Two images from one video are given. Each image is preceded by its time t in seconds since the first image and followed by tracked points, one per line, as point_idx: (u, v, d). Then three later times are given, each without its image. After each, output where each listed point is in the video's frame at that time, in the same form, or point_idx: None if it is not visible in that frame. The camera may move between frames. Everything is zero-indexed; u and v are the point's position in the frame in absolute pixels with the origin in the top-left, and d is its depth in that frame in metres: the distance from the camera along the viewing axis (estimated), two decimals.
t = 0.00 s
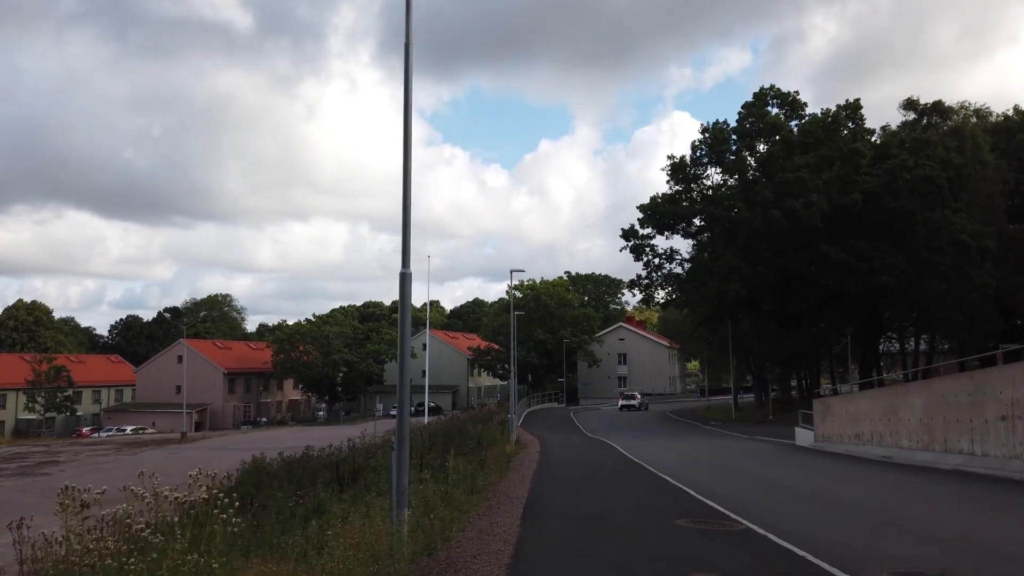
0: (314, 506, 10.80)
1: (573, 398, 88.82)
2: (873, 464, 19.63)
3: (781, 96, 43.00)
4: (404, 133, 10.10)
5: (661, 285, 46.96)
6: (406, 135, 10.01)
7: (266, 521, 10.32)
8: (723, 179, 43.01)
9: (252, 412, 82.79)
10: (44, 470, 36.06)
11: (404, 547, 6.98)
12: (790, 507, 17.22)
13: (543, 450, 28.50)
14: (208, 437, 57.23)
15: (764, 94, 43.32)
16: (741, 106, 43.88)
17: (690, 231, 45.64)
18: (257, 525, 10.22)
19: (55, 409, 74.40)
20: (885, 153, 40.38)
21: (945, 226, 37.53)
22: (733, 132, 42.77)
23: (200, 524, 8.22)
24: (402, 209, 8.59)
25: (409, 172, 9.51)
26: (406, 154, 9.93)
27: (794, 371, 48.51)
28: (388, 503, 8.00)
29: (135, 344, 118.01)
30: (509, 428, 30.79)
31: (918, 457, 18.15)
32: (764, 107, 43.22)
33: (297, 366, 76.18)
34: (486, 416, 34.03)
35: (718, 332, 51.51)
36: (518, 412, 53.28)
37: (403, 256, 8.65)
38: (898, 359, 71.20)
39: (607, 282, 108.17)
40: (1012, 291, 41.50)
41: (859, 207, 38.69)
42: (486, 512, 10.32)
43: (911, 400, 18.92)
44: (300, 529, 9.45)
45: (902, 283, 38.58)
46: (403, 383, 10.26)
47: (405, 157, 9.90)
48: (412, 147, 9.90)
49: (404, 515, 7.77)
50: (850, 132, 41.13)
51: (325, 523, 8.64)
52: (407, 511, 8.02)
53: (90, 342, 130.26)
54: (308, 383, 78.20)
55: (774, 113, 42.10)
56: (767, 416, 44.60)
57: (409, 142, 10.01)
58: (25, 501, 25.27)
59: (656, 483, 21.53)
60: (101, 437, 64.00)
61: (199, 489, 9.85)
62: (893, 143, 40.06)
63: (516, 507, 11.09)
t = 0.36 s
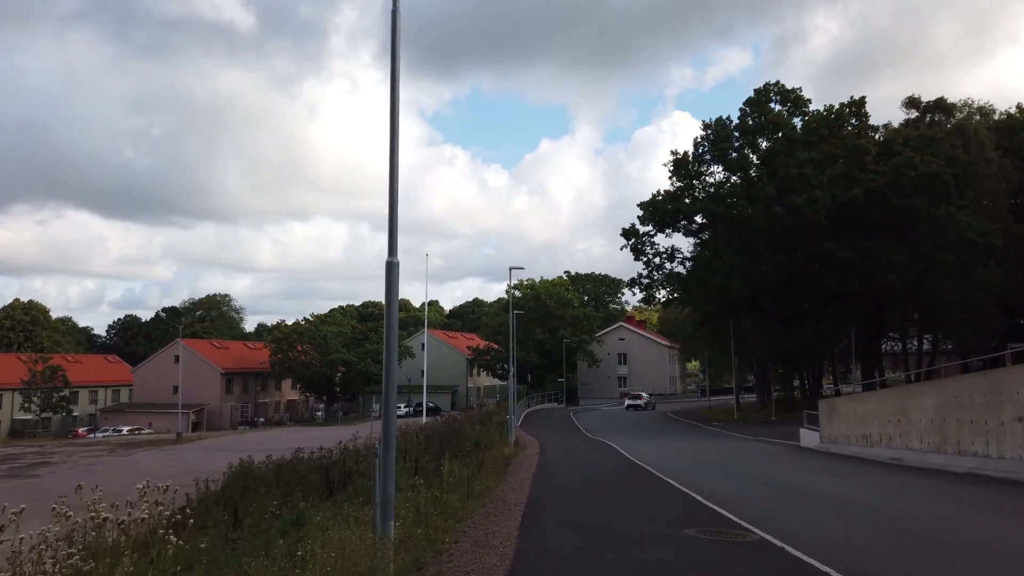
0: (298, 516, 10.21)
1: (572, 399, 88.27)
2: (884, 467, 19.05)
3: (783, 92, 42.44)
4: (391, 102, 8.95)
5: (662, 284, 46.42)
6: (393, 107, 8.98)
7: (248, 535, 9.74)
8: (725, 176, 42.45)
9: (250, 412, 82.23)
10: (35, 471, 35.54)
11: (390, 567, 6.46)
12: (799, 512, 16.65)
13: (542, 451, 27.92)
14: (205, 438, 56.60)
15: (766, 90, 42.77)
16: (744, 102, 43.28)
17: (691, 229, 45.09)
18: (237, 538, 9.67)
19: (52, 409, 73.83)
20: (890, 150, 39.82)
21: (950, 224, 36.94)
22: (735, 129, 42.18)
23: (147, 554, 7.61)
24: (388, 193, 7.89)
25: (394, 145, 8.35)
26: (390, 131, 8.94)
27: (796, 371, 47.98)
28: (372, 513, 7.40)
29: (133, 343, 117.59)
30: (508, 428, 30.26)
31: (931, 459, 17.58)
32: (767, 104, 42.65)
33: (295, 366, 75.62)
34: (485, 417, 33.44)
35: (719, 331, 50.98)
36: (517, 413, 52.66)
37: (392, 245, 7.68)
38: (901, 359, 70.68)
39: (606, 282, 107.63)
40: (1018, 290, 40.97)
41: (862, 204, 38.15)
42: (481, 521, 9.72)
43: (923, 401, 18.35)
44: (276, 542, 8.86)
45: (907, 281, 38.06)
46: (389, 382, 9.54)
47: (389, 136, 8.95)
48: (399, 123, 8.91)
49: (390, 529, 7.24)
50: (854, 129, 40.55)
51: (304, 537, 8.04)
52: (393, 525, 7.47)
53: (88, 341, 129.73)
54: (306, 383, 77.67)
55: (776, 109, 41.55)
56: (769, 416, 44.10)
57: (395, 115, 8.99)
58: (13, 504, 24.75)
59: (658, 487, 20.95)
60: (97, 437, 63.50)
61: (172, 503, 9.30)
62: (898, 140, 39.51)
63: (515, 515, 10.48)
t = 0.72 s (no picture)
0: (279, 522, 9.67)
1: (570, 400, 87.70)
2: (891, 470, 18.53)
3: (784, 89, 41.93)
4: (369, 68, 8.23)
5: (661, 284, 45.92)
6: (370, 73, 8.14)
7: (217, 542, 9.15)
8: (725, 174, 41.93)
9: (245, 414, 81.57)
10: (23, 475, 34.88)
11: None
12: (805, 516, 16.08)
13: (539, 454, 27.33)
14: (198, 440, 55.83)
15: (767, 87, 42.26)
16: (744, 100, 42.76)
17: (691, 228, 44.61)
18: (212, 539, 9.15)
19: (45, 411, 73.09)
20: (891, 147, 39.42)
21: (952, 222, 36.46)
22: (735, 126, 41.67)
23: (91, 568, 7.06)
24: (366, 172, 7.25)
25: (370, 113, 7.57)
26: (367, 101, 8.13)
27: (797, 372, 47.48)
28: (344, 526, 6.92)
29: (128, 345, 116.85)
30: (505, 429, 29.71)
31: (940, 462, 17.05)
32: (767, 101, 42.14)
33: (291, 368, 74.99)
34: (481, 419, 32.85)
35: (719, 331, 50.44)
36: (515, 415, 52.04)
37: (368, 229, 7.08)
38: (901, 361, 70.21)
39: (604, 283, 107.07)
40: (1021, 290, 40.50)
41: (863, 201, 37.61)
42: (471, 529, 9.18)
43: (931, 402, 17.82)
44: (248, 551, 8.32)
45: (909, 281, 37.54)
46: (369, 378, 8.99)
47: (366, 107, 8.15)
48: (376, 92, 8.08)
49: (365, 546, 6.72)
50: (855, 126, 40.05)
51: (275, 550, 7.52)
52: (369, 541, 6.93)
53: (83, 344, 128.95)
54: (302, 385, 77.04)
55: (777, 107, 41.06)
56: (769, 418, 43.59)
57: (372, 84, 8.15)
58: None
59: (660, 492, 20.38)
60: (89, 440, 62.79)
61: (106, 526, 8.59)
62: (900, 137, 39.08)
63: (508, 523, 9.94)
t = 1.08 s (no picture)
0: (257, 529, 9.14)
1: (568, 400, 87.16)
2: (899, 472, 17.98)
3: (786, 85, 41.39)
4: (342, 32, 7.58)
5: (660, 283, 45.44)
6: (344, 41, 7.42)
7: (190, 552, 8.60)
8: (726, 171, 41.39)
9: (241, 415, 80.92)
10: (12, 476, 34.28)
11: None
12: (812, 520, 15.52)
13: (537, 455, 26.81)
14: (192, 441, 55.19)
15: (768, 83, 41.74)
16: (744, 96, 42.21)
17: (691, 226, 44.12)
18: (183, 548, 8.58)
19: (39, 411, 72.37)
20: (893, 144, 38.68)
21: (956, 219, 35.97)
22: (736, 122, 41.13)
23: None
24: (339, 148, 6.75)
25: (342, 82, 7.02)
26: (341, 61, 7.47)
27: (797, 372, 46.97)
28: (314, 543, 6.45)
29: (124, 346, 116.20)
30: (501, 428, 29.23)
31: (950, 463, 16.52)
32: (769, 96, 41.58)
33: (287, 367, 74.34)
34: (479, 419, 32.29)
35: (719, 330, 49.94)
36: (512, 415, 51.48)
37: (342, 207, 6.53)
38: (901, 360, 69.72)
39: (602, 283, 106.52)
40: None
41: (866, 198, 37.05)
42: (463, 536, 8.67)
43: (941, 401, 17.29)
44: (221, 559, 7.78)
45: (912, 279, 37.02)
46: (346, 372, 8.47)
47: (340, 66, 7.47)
48: (350, 52, 7.43)
49: (339, 560, 6.22)
50: (857, 122, 39.52)
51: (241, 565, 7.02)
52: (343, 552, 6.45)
53: (79, 343, 128.30)
54: (298, 385, 76.44)
55: (778, 102, 40.53)
56: (770, 418, 43.09)
57: (347, 44, 7.51)
58: None
59: (662, 495, 19.82)
60: (82, 441, 62.06)
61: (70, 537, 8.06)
62: (903, 134, 38.36)
63: (501, 528, 9.43)
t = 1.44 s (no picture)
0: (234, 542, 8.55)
1: (568, 400, 86.67)
2: (908, 475, 17.42)
3: (788, 81, 40.87)
4: None
5: (662, 282, 44.93)
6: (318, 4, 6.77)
7: (161, 564, 8.04)
8: (728, 168, 40.85)
9: (239, 415, 80.36)
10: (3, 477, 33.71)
11: None
12: (821, 524, 14.96)
13: (536, 455, 26.29)
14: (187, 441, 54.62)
15: (771, 80, 41.21)
16: (746, 92, 41.66)
17: (692, 223, 43.63)
18: (154, 559, 8.05)
19: (34, 411, 71.78)
20: (897, 140, 37.78)
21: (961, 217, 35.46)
22: (738, 118, 40.59)
23: None
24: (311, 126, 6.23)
25: (318, 49, 6.39)
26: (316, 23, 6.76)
27: (800, 371, 46.45)
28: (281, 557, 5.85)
29: (123, 345, 115.60)
30: (500, 429, 28.66)
31: (962, 465, 16.03)
32: (771, 93, 41.06)
33: (285, 367, 73.76)
34: (478, 419, 31.76)
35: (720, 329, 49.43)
36: (512, 416, 50.96)
37: (317, 186, 5.92)
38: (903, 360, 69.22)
39: (602, 282, 105.99)
40: None
41: (872, 196, 36.38)
42: (457, 546, 8.15)
43: (952, 401, 16.80)
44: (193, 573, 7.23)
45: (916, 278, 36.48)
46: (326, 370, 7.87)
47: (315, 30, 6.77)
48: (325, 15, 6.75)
49: None
50: (861, 119, 38.99)
51: None
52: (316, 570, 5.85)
53: (77, 343, 127.69)
54: (296, 385, 75.84)
55: (780, 99, 39.99)
56: (772, 419, 42.57)
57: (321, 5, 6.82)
58: None
59: (664, 497, 19.29)
60: (78, 441, 61.49)
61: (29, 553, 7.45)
62: (906, 131, 37.53)
63: (497, 536, 8.90)
